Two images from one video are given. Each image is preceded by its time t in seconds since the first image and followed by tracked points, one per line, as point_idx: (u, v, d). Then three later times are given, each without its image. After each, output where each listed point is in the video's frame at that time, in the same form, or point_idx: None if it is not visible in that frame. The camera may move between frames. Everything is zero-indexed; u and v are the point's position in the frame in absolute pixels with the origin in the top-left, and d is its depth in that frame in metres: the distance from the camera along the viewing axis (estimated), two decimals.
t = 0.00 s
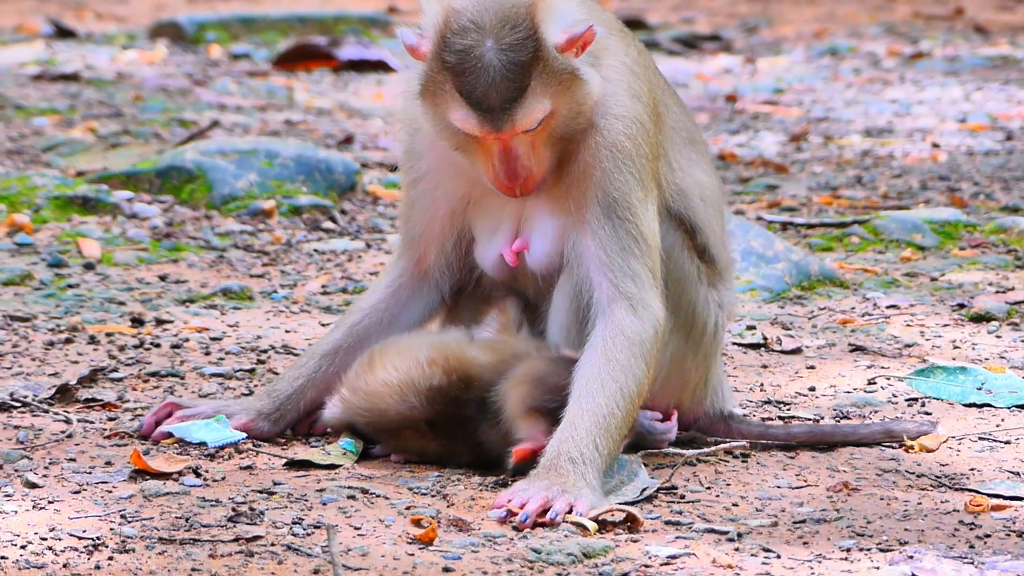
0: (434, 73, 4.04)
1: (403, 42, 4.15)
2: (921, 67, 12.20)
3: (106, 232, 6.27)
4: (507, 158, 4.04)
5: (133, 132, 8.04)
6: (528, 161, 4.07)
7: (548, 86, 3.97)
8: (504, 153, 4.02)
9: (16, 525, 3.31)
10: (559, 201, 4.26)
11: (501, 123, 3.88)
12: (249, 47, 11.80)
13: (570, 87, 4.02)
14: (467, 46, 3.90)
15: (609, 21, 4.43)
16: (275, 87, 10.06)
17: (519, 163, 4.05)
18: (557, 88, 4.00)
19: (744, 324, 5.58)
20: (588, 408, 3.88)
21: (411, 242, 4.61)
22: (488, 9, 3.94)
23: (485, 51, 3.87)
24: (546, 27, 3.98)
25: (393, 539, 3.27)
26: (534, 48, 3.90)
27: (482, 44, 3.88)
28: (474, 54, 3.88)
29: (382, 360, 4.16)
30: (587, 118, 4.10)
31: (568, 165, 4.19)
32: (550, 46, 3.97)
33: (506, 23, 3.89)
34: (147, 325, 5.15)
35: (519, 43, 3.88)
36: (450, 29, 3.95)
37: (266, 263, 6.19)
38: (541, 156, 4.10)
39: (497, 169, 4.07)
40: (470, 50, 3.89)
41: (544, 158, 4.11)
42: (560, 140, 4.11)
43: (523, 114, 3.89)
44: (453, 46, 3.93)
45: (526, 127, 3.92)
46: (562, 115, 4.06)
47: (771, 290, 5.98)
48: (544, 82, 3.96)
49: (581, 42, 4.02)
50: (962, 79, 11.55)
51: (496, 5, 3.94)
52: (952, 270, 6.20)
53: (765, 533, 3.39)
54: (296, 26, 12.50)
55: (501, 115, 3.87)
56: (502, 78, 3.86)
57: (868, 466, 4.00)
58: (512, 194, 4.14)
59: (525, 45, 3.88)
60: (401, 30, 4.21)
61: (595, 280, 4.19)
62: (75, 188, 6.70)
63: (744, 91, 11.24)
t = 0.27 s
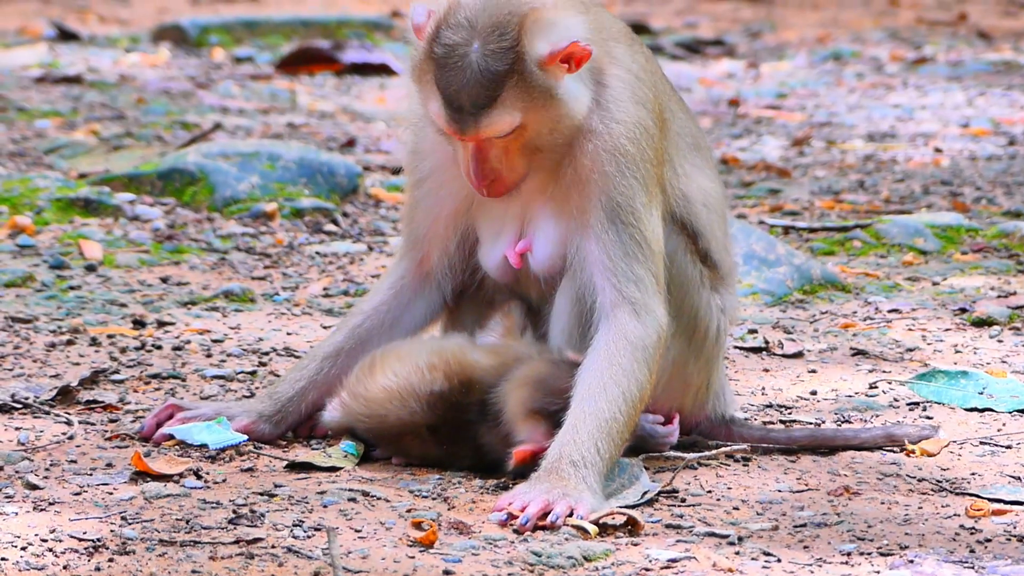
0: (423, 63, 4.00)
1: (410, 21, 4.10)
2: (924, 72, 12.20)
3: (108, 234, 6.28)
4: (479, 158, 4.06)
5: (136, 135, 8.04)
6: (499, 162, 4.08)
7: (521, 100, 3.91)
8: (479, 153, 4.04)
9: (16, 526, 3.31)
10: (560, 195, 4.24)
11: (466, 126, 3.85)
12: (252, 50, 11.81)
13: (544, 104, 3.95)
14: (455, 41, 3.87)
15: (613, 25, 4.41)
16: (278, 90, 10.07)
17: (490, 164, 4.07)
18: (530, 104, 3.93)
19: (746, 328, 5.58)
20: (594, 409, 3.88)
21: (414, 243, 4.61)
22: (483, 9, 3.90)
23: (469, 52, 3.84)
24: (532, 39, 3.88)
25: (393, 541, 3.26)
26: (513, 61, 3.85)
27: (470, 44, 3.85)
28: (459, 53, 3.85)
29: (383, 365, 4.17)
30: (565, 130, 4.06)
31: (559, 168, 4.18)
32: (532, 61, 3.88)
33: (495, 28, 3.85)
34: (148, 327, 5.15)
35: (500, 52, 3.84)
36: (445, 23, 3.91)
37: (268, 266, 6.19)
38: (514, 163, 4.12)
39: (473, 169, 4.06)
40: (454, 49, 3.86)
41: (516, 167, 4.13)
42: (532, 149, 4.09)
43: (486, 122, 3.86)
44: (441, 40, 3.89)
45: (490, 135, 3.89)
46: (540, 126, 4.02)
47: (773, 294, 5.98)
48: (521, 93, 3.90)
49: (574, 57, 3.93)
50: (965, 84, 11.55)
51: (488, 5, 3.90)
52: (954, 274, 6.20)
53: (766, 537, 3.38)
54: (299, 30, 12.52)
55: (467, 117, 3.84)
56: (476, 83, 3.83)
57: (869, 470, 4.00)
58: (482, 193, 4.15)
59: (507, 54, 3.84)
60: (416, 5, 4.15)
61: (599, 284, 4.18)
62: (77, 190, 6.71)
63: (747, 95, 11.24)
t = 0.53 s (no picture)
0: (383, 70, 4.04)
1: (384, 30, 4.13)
2: (922, 74, 12.20)
3: (105, 237, 6.27)
4: (442, 161, 4.10)
5: (133, 138, 8.04)
6: (459, 166, 4.11)
7: (466, 105, 3.92)
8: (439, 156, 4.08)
9: (13, 530, 3.31)
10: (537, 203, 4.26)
11: (415, 131, 3.86)
12: (249, 53, 11.82)
13: (492, 108, 3.96)
14: (405, 50, 3.90)
15: (595, 27, 4.39)
16: (276, 92, 10.07)
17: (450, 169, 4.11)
18: (477, 109, 3.95)
19: (743, 331, 5.58)
20: (585, 412, 3.87)
21: (406, 244, 4.61)
22: (436, 14, 3.93)
23: (419, 59, 3.87)
24: (477, 40, 3.90)
25: (391, 544, 3.26)
26: (452, 66, 3.87)
27: (421, 49, 3.88)
28: (410, 59, 3.88)
29: (377, 368, 4.17)
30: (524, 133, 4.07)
31: (532, 171, 4.18)
32: (475, 65, 3.89)
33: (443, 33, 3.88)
34: (146, 330, 5.15)
35: (445, 56, 3.86)
36: (401, 30, 3.95)
37: (265, 269, 6.19)
38: (478, 166, 4.13)
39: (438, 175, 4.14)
40: (408, 55, 3.89)
41: (482, 170, 4.14)
42: (493, 156, 4.11)
43: (436, 127, 3.87)
44: (396, 46, 3.93)
45: (440, 140, 3.90)
46: (501, 131, 4.03)
47: (770, 296, 5.98)
48: (468, 97, 3.92)
49: (524, 57, 3.94)
50: (962, 87, 11.55)
51: (438, 11, 3.94)
52: (951, 276, 6.20)
53: (763, 539, 3.38)
54: (297, 33, 12.51)
55: (415, 122, 3.86)
56: (423, 87, 3.86)
57: (867, 472, 4.00)
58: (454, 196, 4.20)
59: (451, 59, 3.87)
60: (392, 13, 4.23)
61: (588, 287, 4.16)
62: (74, 193, 6.71)
63: (744, 98, 11.24)
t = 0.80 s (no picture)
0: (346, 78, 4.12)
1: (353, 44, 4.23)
2: (919, 72, 12.21)
3: (104, 242, 6.28)
4: (404, 163, 4.12)
5: (131, 142, 8.04)
6: (422, 167, 4.13)
7: (415, 103, 3.95)
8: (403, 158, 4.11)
9: (14, 535, 3.31)
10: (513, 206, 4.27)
11: (368, 130, 3.91)
12: (247, 57, 11.82)
13: (440, 105, 3.98)
14: (359, 52, 3.97)
15: (576, 25, 4.38)
16: (273, 96, 10.07)
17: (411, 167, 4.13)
18: (426, 108, 3.97)
19: (743, 329, 5.58)
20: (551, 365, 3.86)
21: (398, 243, 4.62)
22: (389, 17, 3.99)
23: (372, 59, 3.93)
24: (425, 38, 3.96)
25: (392, 545, 3.26)
26: (396, 65, 3.91)
27: (374, 50, 3.93)
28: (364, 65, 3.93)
29: (376, 368, 4.10)
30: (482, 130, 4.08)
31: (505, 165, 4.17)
32: (422, 64, 3.94)
33: (393, 32, 3.94)
34: (145, 335, 5.15)
35: (393, 55, 3.92)
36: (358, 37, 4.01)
37: (264, 272, 6.19)
38: (441, 169, 4.14)
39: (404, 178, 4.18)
40: (362, 57, 3.95)
41: (444, 173, 4.15)
42: (454, 156, 4.12)
43: (385, 125, 3.91)
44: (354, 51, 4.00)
45: (392, 138, 3.94)
46: (462, 127, 4.04)
47: (769, 293, 5.98)
48: (417, 94, 3.95)
49: (473, 54, 3.96)
50: (960, 83, 11.55)
51: (389, 15, 3.99)
52: (950, 273, 6.20)
53: (764, 537, 3.38)
54: (294, 36, 12.52)
55: (368, 122, 3.91)
56: (373, 87, 3.91)
57: (867, 469, 4.00)
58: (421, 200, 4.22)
59: (398, 59, 3.92)
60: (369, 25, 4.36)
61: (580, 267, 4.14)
62: (72, 198, 6.71)
63: (742, 97, 11.24)
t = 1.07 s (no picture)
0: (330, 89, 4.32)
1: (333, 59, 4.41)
2: (922, 77, 12.21)
3: (106, 245, 6.28)
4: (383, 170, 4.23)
5: (133, 146, 8.05)
6: (398, 171, 4.21)
7: (383, 107, 4.08)
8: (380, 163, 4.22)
9: (15, 537, 3.31)
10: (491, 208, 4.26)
11: (340, 138, 4.09)
12: (249, 61, 11.83)
13: (406, 108, 4.08)
14: (337, 65, 4.16)
15: (560, 25, 4.34)
16: (276, 100, 10.08)
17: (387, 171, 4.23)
18: (395, 112, 4.09)
19: (745, 333, 5.57)
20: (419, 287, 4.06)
21: (394, 245, 4.69)
22: (361, 29, 4.16)
23: (345, 70, 4.12)
24: (391, 44, 4.10)
25: (394, 548, 3.26)
26: (363, 71, 4.07)
27: (348, 60, 4.12)
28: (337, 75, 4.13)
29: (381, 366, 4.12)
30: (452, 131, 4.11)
31: (478, 168, 4.17)
32: (390, 70, 4.07)
33: (363, 42, 4.11)
34: (147, 338, 5.16)
35: (362, 64, 4.08)
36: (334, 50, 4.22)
37: (266, 275, 6.19)
38: (420, 173, 4.22)
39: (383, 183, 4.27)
40: (337, 68, 4.16)
41: (424, 177, 4.23)
42: (428, 159, 4.19)
43: (355, 131, 4.07)
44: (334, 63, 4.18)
45: (364, 145, 4.08)
46: (427, 128, 4.10)
47: (771, 298, 5.98)
48: (385, 99, 4.08)
49: (438, 56, 4.04)
50: (962, 89, 11.55)
51: (360, 27, 4.17)
52: (952, 278, 6.20)
53: (766, 541, 3.38)
54: (297, 40, 12.53)
55: (341, 130, 4.09)
56: (347, 95, 4.09)
57: (869, 473, 4.00)
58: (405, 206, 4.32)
59: (365, 65, 4.07)
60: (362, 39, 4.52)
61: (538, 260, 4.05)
62: (74, 202, 6.71)
63: (745, 102, 11.25)
